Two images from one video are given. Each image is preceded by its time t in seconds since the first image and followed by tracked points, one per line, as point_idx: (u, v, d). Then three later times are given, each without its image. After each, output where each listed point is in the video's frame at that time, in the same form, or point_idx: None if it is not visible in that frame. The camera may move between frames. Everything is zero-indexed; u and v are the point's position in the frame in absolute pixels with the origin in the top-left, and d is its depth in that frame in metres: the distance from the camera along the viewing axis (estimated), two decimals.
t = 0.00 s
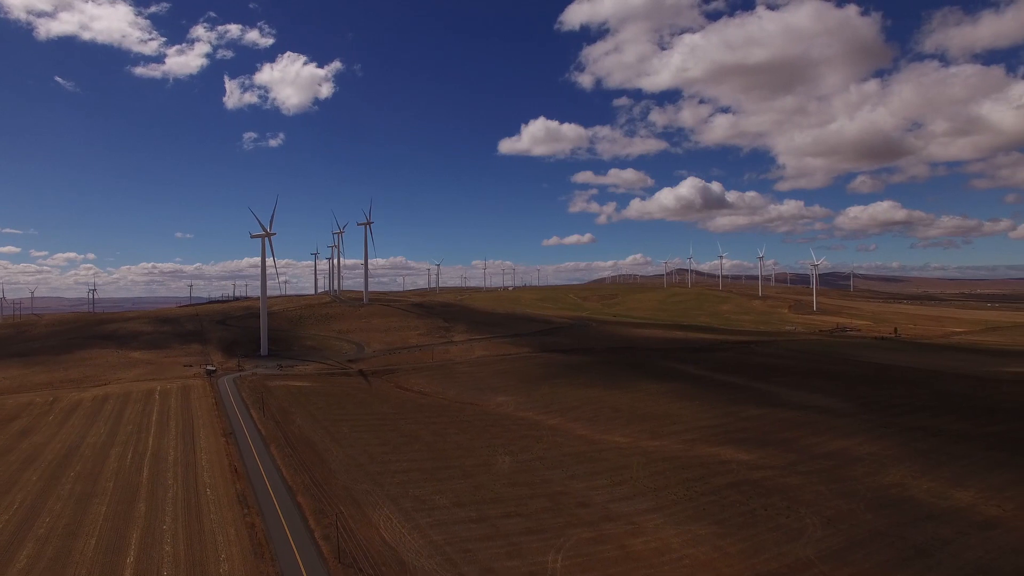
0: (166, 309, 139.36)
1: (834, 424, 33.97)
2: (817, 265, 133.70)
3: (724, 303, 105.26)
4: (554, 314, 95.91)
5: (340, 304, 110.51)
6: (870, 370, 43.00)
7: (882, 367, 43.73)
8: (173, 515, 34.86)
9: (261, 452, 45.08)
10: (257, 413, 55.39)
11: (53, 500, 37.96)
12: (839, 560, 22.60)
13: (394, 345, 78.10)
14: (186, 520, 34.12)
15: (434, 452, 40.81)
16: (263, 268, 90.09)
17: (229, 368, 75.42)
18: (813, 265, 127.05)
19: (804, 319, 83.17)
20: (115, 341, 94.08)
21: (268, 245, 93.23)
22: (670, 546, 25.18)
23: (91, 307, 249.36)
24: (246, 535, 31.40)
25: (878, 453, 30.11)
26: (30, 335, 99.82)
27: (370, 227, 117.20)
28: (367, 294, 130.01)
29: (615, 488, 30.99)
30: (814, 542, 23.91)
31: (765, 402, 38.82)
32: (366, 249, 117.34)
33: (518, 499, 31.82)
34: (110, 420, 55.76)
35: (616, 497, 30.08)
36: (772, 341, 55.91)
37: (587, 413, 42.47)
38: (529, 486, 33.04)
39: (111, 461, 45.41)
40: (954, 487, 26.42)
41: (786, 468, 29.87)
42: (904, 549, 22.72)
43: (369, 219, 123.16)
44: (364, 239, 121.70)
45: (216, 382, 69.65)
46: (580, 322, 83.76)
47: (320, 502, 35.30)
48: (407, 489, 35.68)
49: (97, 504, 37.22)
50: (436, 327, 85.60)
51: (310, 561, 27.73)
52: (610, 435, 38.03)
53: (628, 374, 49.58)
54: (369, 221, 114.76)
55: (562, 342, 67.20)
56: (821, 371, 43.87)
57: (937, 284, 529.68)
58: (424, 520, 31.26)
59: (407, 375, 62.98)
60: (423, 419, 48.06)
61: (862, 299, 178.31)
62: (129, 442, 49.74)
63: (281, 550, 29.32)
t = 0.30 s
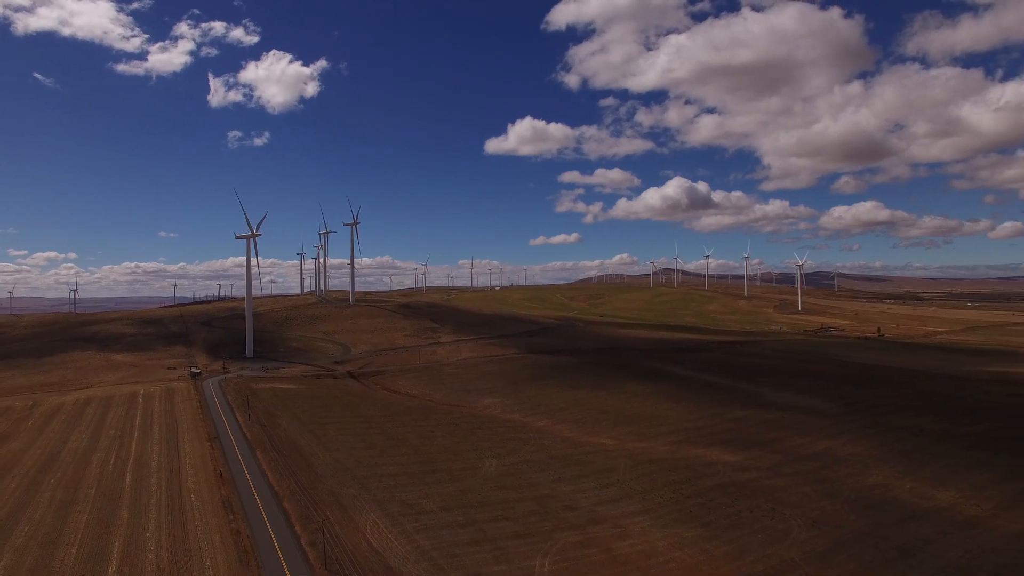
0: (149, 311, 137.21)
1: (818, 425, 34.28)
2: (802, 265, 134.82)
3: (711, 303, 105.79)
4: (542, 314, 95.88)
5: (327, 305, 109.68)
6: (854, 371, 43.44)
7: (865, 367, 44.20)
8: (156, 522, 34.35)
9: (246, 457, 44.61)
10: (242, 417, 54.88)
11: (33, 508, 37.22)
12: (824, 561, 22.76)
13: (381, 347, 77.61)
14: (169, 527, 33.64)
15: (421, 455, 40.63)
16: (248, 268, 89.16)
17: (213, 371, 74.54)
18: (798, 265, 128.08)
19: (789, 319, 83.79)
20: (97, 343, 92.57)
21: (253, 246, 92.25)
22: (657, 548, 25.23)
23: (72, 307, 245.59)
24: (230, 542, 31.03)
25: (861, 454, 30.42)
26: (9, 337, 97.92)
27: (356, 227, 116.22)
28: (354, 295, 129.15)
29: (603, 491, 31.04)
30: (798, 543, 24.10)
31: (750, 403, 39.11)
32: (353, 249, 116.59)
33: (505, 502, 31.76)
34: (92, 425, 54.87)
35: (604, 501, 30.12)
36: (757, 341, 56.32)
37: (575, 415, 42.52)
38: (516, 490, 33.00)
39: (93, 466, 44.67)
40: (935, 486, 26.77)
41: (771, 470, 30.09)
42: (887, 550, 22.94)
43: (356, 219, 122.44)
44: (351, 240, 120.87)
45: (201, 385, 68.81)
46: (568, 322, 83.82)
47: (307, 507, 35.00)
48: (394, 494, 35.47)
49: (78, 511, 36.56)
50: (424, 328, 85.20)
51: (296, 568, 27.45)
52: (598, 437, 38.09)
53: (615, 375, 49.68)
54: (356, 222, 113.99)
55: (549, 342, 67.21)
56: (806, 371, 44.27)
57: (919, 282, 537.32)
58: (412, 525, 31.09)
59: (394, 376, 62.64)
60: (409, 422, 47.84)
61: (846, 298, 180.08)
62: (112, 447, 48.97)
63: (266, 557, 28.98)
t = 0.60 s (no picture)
0: (135, 312, 135.55)
1: (805, 427, 34.56)
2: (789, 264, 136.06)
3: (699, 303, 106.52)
4: (531, 315, 96.08)
5: (315, 306, 109.11)
6: (840, 371, 43.86)
7: (850, 368, 44.64)
8: (143, 530, 33.92)
9: (234, 461, 44.23)
10: (230, 420, 54.40)
11: (16, 516, 36.61)
12: (811, 564, 22.86)
13: (370, 348, 77.28)
14: (156, 534, 33.23)
15: (410, 459, 40.50)
16: (236, 269, 88.41)
17: (201, 373, 73.84)
18: (785, 265, 129.30)
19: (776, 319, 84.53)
20: (82, 346, 91.40)
21: (241, 247, 91.46)
22: (646, 552, 25.27)
23: (57, 307, 242.77)
24: (218, 549, 30.73)
25: (847, 456, 30.67)
26: None
27: (345, 228, 115.58)
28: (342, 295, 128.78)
29: (592, 494, 31.08)
30: (785, 546, 24.24)
31: (738, 404, 39.36)
32: (342, 249, 116.04)
33: (495, 506, 31.72)
34: (76, 429, 54.10)
35: (593, 504, 30.16)
36: (745, 342, 56.75)
37: (564, 417, 42.59)
38: (506, 493, 32.96)
39: (78, 472, 44.07)
40: (919, 487, 27.05)
41: (759, 472, 30.28)
42: (872, 552, 23.13)
43: (345, 220, 121.85)
44: (340, 241, 120.24)
45: (188, 387, 68.16)
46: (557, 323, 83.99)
47: (296, 512, 34.75)
48: (383, 498, 35.30)
49: (62, 519, 36.02)
50: (413, 329, 84.95)
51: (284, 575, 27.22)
52: (587, 440, 38.15)
53: (604, 376, 49.81)
54: (345, 222, 113.57)
55: (538, 343, 67.33)
56: (793, 372, 44.63)
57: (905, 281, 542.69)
58: (401, 530, 30.94)
59: (383, 378, 62.40)
60: (398, 425, 47.71)
61: (833, 298, 181.88)
62: (97, 452, 48.32)
63: (254, 564, 28.71)
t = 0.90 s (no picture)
0: (121, 313, 133.81)
1: (791, 428, 34.87)
2: (776, 264, 137.29)
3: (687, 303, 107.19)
4: (521, 315, 96.22)
5: (304, 306, 108.45)
6: (825, 371, 44.33)
7: (836, 368, 45.11)
8: (128, 537, 33.45)
9: (221, 466, 43.84)
10: (218, 424, 53.90)
11: None
12: (798, 566, 23.02)
13: (358, 350, 76.93)
14: (141, 542, 32.77)
15: (399, 463, 40.38)
16: (223, 270, 87.60)
17: (188, 376, 73.07)
18: (772, 265, 130.48)
19: (764, 319, 85.30)
20: (66, 348, 90.08)
21: (228, 248, 90.59)
22: (635, 555, 25.33)
23: (40, 307, 239.39)
24: (205, 556, 30.39)
25: (833, 457, 30.97)
26: None
27: (334, 228, 115.00)
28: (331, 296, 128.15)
29: (581, 498, 31.14)
30: (773, 548, 24.40)
31: (726, 405, 39.60)
32: (330, 249, 115.41)
33: (484, 510, 31.66)
34: (60, 434, 53.32)
35: (582, 507, 30.22)
36: (732, 342, 57.16)
37: (553, 420, 42.67)
38: (495, 497, 32.93)
39: (62, 478, 43.40)
40: (904, 488, 27.34)
41: (746, 474, 30.49)
42: (859, 554, 23.33)
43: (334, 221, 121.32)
44: (328, 241, 119.57)
45: (175, 390, 67.45)
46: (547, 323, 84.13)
47: (284, 518, 34.47)
48: (372, 503, 35.14)
49: (45, 526, 35.42)
50: (402, 330, 84.67)
51: None
52: (576, 443, 38.24)
53: (593, 378, 49.95)
54: (333, 223, 113.08)
55: (528, 344, 67.40)
56: (780, 373, 45.01)
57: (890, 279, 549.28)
58: (390, 535, 30.81)
59: (372, 380, 62.16)
60: (387, 428, 47.59)
61: (820, 298, 183.77)
62: (81, 457, 47.63)
63: (241, 571, 28.41)
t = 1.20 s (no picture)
0: (102, 314, 131.54)
1: (775, 429, 35.19)
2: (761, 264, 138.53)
3: (673, 302, 107.87)
4: (508, 315, 96.27)
5: (289, 307, 107.62)
6: (808, 372, 44.82)
7: (819, 369, 45.60)
8: (110, 545, 32.85)
9: (205, 471, 43.30)
10: (202, 427, 53.27)
11: None
12: (782, 568, 23.19)
13: (344, 351, 76.44)
14: (123, 550, 32.19)
15: (385, 466, 40.17)
16: (207, 271, 86.61)
17: (171, 378, 72.15)
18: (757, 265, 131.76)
19: (749, 319, 86.14)
20: (46, 350, 88.51)
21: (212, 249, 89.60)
22: (621, 559, 25.38)
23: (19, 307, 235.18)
24: (188, 564, 29.94)
25: (816, 458, 31.28)
26: None
27: (320, 229, 114.45)
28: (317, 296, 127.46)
29: (568, 501, 31.17)
30: (758, 550, 24.58)
31: (711, 407, 39.86)
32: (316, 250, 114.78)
33: (471, 514, 31.56)
34: (40, 439, 52.35)
35: (569, 510, 30.25)
36: (717, 343, 57.56)
37: (539, 422, 42.72)
38: (482, 501, 32.85)
39: (41, 485, 42.56)
40: (886, 489, 27.66)
41: (731, 475, 30.71)
42: (842, 555, 23.55)
43: (320, 221, 120.27)
44: (314, 241, 118.78)
45: (158, 393, 66.52)
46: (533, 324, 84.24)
47: (270, 523, 34.10)
48: (358, 507, 34.90)
49: (23, 535, 34.65)
50: (389, 331, 84.29)
51: None
52: (563, 445, 38.29)
53: (579, 379, 50.06)
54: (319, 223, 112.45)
55: (514, 345, 67.40)
56: (764, 373, 45.43)
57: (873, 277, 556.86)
58: (377, 540, 30.57)
59: (358, 382, 61.81)
60: (373, 431, 47.34)
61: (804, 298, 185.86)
62: (61, 463, 46.76)
63: None
